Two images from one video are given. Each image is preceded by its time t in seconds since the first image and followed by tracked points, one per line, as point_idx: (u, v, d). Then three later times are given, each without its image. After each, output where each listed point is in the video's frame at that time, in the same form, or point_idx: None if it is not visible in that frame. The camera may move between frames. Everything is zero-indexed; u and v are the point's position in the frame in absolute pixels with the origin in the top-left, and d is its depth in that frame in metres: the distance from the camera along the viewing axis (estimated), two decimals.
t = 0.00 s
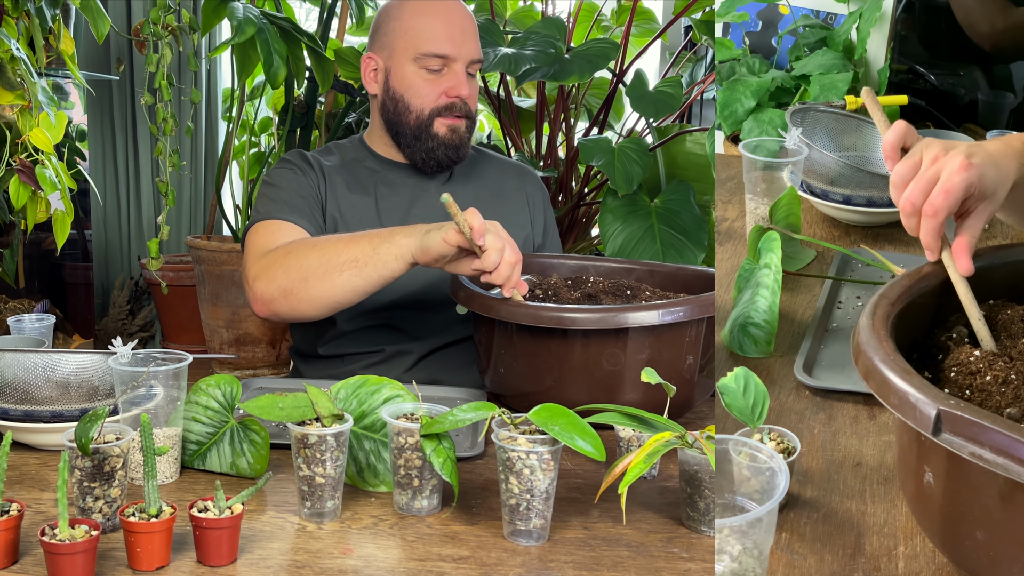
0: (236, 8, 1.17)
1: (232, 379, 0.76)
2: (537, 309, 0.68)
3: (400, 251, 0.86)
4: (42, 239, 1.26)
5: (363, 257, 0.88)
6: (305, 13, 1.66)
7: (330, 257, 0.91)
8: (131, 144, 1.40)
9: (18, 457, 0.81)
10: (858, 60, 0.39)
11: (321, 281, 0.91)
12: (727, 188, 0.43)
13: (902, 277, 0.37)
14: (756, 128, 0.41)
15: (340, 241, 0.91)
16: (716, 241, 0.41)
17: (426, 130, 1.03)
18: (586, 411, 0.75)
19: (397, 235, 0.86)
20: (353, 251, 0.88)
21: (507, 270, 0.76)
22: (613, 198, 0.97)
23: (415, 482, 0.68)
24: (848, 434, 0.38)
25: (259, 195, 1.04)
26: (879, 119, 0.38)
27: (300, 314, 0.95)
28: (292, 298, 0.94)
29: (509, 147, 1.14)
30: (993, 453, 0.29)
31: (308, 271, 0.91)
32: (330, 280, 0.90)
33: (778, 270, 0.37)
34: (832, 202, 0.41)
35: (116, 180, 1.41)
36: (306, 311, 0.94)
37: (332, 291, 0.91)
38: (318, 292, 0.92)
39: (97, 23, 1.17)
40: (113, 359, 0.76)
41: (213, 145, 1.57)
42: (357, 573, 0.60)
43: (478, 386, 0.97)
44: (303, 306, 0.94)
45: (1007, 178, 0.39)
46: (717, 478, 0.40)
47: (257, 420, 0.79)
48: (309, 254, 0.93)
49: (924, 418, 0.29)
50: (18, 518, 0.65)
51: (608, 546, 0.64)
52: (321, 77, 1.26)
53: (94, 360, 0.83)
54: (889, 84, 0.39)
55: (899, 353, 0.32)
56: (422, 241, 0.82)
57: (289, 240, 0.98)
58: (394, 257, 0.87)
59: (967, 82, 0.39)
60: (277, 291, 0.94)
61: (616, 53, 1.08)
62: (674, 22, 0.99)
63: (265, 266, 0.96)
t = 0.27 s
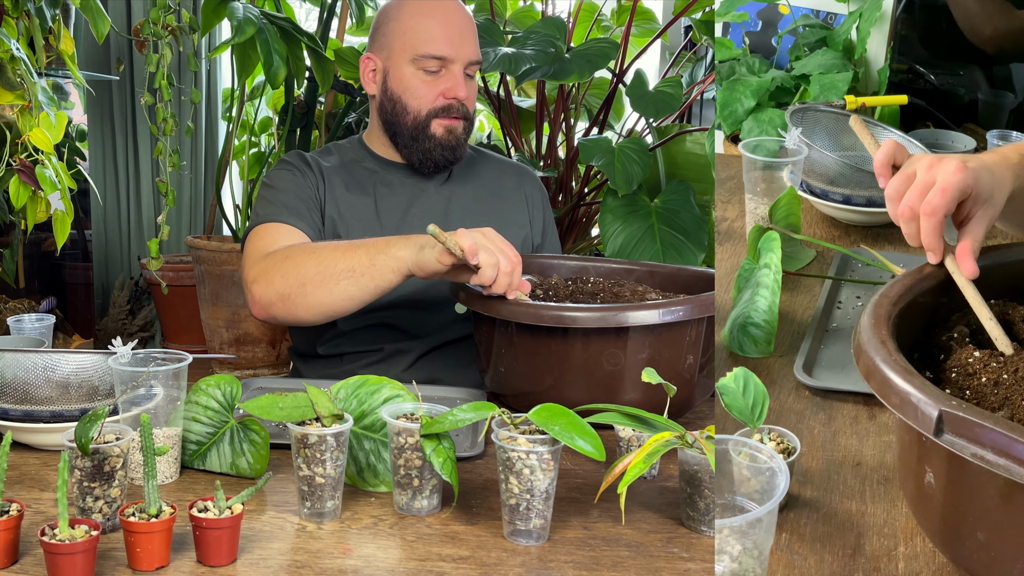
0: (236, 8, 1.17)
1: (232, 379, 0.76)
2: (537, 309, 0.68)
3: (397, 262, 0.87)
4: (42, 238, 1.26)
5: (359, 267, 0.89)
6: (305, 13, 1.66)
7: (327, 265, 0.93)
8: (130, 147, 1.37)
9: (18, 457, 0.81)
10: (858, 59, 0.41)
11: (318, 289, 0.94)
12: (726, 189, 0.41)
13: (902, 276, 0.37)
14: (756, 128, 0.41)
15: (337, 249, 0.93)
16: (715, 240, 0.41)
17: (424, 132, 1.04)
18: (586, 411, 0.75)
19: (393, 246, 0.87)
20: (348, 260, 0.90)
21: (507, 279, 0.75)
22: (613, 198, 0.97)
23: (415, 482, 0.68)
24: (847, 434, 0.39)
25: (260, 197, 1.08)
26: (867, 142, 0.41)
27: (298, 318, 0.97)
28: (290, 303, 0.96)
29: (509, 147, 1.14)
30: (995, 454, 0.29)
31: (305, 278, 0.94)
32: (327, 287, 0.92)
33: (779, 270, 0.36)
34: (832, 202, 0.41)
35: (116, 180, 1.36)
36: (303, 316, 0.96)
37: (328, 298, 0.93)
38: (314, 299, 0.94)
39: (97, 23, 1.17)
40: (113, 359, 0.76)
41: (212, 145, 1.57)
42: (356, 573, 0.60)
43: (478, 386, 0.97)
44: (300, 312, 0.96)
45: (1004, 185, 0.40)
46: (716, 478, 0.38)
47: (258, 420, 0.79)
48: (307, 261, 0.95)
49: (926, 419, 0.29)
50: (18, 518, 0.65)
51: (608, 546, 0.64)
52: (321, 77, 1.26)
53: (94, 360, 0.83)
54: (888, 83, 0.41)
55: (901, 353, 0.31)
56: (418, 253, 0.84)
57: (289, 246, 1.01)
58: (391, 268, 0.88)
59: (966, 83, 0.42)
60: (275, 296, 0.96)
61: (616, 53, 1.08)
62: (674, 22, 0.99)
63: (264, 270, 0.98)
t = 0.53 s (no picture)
0: (236, 8, 1.18)
1: (232, 379, 0.75)
2: (537, 308, 0.68)
3: (424, 260, 0.91)
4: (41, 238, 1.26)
5: (383, 266, 0.93)
6: (304, 12, 1.66)
7: (348, 266, 0.96)
8: (129, 147, 1.34)
9: (18, 457, 0.81)
10: (858, 59, 0.41)
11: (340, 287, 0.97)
12: (726, 189, 0.42)
13: (901, 276, 0.37)
14: (756, 128, 0.41)
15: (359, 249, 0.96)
16: (715, 241, 0.41)
17: (425, 133, 1.03)
18: (586, 411, 0.75)
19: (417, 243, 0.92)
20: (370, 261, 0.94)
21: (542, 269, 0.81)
22: (613, 198, 0.96)
23: (415, 482, 0.68)
24: (848, 434, 0.39)
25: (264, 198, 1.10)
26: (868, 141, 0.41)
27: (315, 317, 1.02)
28: (308, 303, 0.99)
29: (509, 147, 1.14)
30: (995, 454, 0.28)
31: (326, 279, 0.97)
32: (349, 287, 0.96)
33: (778, 270, 0.36)
34: (832, 202, 0.41)
35: (115, 181, 1.33)
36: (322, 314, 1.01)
37: (350, 297, 0.96)
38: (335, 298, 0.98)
39: (97, 23, 1.17)
40: (113, 359, 0.76)
41: (212, 145, 1.57)
42: (357, 573, 0.60)
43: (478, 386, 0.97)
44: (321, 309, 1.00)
45: None
46: (716, 477, 0.39)
47: (258, 420, 0.79)
48: (326, 261, 0.98)
49: (926, 419, 0.29)
50: (18, 518, 0.65)
51: (608, 546, 0.64)
52: (321, 77, 1.26)
53: (93, 360, 0.83)
54: (889, 84, 0.41)
55: (901, 353, 0.31)
56: (451, 252, 0.89)
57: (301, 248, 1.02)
58: (417, 264, 0.91)
59: (966, 82, 0.42)
60: (294, 297, 0.99)
61: (616, 53, 1.08)
62: (673, 22, 0.99)
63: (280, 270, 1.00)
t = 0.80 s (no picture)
0: (236, 8, 1.18)
1: (231, 380, 0.75)
2: (537, 308, 0.68)
3: (447, 262, 0.89)
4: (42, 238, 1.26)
5: (405, 270, 0.90)
6: (304, 13, 1.66)
7: (370, 268, 0.92)
8: (131, 147, 1.39)
9: (17, 457, 0.81)
10: (858, 59, 0.41)
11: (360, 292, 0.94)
12: (726, 190, 0.42)
13: (902, 276, 0.37)
14: (756, 128, 0.41)
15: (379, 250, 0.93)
16: (716, 241, 0.40)
17: (428, 133, 1.03)
18: (586, 411, 0.75)
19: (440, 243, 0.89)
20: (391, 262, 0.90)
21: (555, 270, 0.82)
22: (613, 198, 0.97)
23: (415, 482, 0.68)
24: (848, 434, 0.39)
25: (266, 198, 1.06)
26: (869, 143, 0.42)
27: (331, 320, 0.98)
28: (326, 306, 0.96)
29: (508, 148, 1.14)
30: (995, 454, 0.28)
31: (347, 281, 0.93)
32: (371, 290, 0.92)
33: (778, 270, 0.36)
34: (832, 202, 0.41)
35: (116, 181, 1.38)
36: (340, 318, 0.97)
37: (372, 300, 0.93)
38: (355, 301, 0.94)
39: (97, 23, 1.17)
40: (113, 358, 0.76)
41: (212, 145, 1.57)
42: (357, 573, 0.60)
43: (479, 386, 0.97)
44: (340, 313, 0.96)
45: None
46: (717, 478, 0.38)
47: (258, 420, 0.79)
48: (345, 263, 0.94)
49: (926, 419, 0.29)
50: (18, 518, 0.65)
51: (608, 546, 0.64)
52: (321, 77, 1.26)
53: (94, 360, 0.83)
54: (889, 84, 0.41)
55: (901, 353, 0.32)
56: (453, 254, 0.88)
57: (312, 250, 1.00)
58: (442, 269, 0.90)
59: (966, 83, 0.43)
60: (311, 300, 0.96)
61: (616, 54, 1.08)
62: (674, 22, 1.00)
63: (295, 274, 0.97)
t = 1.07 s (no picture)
0: (236, 8, 1.18)
1: (231, 380, 0.76)
2: (537, 308, 0.68)
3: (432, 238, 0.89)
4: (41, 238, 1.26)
5: (393, 257, 0.90)
6: (304, 13, 1.66)
7: (356, 257, 0.92)
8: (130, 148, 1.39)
9: (17, 457, 0.81)
10: (858, 59, 0.41)
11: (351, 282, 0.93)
12: (726, 189, 0.43)
13: (901, 276, 0.37)
14: (756, 128, 0.41)
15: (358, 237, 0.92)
16: (716, 241, 0.42)
17: (431, 133, 1.04)
18: (586, 411, 0.75)
19: (418, 223, 0.89)
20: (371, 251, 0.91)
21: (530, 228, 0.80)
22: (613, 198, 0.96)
23: (415, 482, 0.68)
24: (847, 434, 0.39)
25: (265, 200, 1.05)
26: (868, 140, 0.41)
27: (327, 316, 0.98)
28: (320, 302, 0.96)
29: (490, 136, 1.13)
30: (995, 454, 0.28)
31: (335, 275, 0.92)
32: (360, 280, 0.92)
33: (778, 270, 0.36)
34: (832, 202, 0.41)
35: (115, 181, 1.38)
36: (336, 311, 0.97)
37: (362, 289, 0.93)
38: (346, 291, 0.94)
39: (97, 22, 1.17)
40: (113, 358, 0.76)
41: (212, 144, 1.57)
42: (357, 573, 0.60)
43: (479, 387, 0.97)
44: (333, 306, 0.96)
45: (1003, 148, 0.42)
46: (716, 478, 0.39)
47: (258, 420, 0.79)
48: (332, 256, 0.93)
49: (926, 419, 0.29)
50: (18, 518, 0.65)
51: (608, 546, 0.64)
52: (321, 77, 1.26)
53: (94, 361, 0.83)
54: (889, 84, 0.40)
55: (901, 353, 0.32)
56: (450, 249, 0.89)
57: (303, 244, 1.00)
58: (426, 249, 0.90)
59: (967, 82, 0.41)
60: (305, 297, 0.96)
61: (616, 54, 1.08)
62: (674, 22, 1.00)
63: (286, 272, 0.97)
